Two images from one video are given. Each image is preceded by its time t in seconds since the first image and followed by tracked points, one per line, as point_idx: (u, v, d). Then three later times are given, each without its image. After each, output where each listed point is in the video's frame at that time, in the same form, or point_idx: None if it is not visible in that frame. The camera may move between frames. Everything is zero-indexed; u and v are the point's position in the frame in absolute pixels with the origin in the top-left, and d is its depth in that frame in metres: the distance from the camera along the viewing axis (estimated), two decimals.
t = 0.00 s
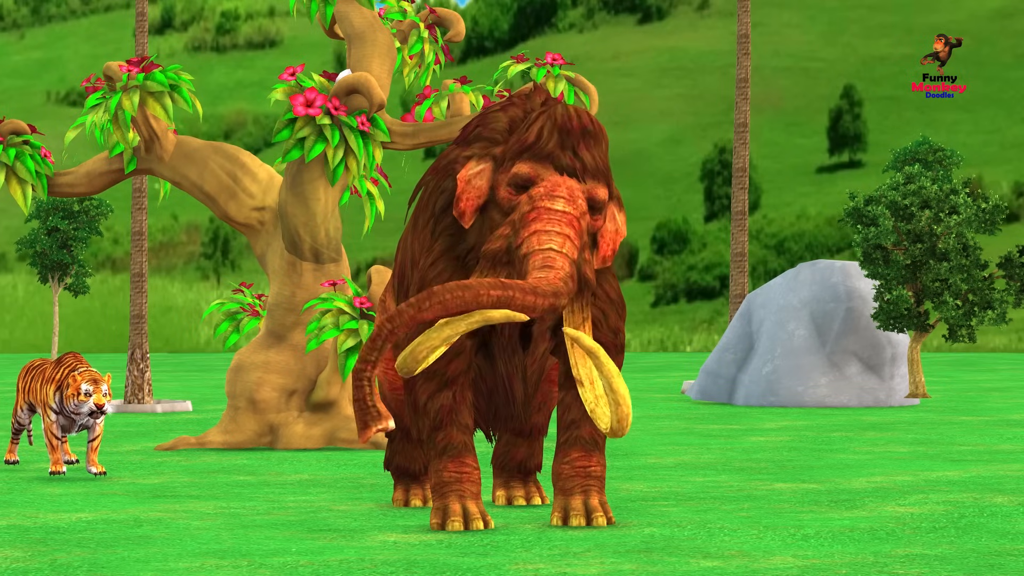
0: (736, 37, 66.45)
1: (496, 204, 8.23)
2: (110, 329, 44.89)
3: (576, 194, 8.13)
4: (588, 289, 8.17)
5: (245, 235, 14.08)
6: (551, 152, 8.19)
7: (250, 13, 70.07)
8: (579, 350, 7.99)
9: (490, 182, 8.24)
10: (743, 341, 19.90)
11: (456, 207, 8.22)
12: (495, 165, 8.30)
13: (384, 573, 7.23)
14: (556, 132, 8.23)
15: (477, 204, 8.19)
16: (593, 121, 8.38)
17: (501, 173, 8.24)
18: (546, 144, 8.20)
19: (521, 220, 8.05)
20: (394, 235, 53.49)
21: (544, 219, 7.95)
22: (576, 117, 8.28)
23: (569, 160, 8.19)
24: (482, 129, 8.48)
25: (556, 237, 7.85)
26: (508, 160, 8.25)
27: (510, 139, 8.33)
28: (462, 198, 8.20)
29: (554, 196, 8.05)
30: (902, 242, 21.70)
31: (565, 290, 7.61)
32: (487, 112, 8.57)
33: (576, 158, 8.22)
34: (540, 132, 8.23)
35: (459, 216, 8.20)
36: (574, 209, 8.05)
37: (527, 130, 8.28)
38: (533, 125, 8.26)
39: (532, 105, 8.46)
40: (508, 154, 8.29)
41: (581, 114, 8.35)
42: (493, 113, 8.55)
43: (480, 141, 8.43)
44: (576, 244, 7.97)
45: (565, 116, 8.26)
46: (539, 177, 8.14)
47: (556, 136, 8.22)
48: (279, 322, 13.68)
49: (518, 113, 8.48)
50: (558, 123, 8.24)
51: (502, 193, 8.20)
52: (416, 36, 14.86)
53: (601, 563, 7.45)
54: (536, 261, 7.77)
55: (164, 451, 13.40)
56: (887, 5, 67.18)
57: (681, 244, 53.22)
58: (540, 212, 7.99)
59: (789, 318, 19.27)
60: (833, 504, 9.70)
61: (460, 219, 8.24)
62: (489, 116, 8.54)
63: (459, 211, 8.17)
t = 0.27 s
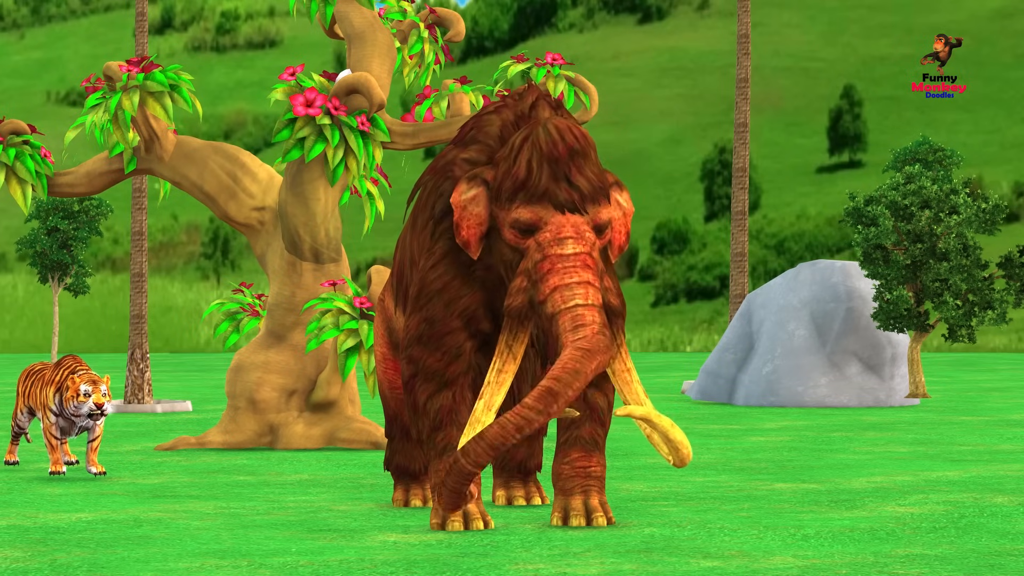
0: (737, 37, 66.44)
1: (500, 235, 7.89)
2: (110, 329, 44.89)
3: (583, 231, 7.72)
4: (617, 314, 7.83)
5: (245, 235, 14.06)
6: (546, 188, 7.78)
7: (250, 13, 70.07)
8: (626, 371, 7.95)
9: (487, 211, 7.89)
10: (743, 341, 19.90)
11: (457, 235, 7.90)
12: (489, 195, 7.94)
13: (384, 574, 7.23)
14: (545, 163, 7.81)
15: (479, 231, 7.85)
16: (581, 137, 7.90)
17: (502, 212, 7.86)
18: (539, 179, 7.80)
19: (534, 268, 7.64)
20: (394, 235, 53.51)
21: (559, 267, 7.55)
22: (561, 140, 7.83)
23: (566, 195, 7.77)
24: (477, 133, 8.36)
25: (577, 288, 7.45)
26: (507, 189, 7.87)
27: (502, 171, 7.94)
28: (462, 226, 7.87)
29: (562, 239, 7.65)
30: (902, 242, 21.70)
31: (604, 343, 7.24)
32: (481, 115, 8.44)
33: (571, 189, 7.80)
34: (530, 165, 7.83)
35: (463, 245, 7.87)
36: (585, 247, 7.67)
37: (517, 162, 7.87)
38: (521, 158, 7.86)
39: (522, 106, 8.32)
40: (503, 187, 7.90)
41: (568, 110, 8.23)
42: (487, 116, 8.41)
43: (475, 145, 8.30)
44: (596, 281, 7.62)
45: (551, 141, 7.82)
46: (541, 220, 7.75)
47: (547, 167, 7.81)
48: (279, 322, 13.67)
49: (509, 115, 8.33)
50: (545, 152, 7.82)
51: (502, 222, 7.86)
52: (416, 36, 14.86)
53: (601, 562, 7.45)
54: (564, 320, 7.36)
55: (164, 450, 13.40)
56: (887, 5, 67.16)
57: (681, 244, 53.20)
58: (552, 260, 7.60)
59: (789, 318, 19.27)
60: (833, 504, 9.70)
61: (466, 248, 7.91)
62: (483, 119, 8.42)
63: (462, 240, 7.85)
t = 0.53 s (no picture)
0: (737, 37, 66.39)
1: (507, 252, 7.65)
2: (110, 329, 44.89)
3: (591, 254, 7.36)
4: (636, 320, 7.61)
5: (245, 235, 14.05)
6: (549, 216, 7.47)
7: (250, 13, 70.08)
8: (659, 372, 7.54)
9: (491, 228, 7.68)
10: (743, 341, 19.89)
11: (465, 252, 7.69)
12: (492, 214, 7.71)
13: (384, 573, 7.23)
14: (545, 189, 7.53)
15: (487, 248, 7.65)
16: (574, 153, 7.64)
17: (511, 237, 7.57)
18: (540, 208, 7.49)
19: (551, 295, 7.27)
20: (394, 235, 53.53)
21: (577, 296, 7.16)
22: (556, 162, 7.57)
23: (571, 220, 7.43)
24: (473, 135, 8.33)
25: (600, 318, 7.04)
26: (507, 211, 7.60)
27: (501, 192, 7.69)
28: (468, 245, 7.66)
29: (575, 266, 7.28)
30: (902, 242, 21.69)
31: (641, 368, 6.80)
32: (474, 118, 8.42)
33: (575, 213, 7.45)
34: (529, 194, 7.55)
35: (472, 261, 7.66)
36: (598, 269, 7.29)
37: (515, 188, 7.61)
38: (519, 185, 7.59)
39: (514, 107, 8.33)
40: (505, 210, 7.64)
41: (555, 109, 8.34)
42: (481, 117, 8.40)
43: (471, 147, 8.28)
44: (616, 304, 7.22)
45: (545, 165, 7.58)
46: (550, 250, 7.42)
47: (546, 193, 7.51)
48: (279, 322, 13.67)
49: (501, 116, 8.32)
50: (541, 178, 7.55)
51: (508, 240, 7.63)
52: (416, 36, 14.86)
53: (601, 562, 7.45)
54: (591, 352, 6.93)
55: (164, 451, 13.40)
56: (887, 5, 67.17)
57: (681, 244, 53.19)
58: (569, 288, 7.22)
59: (789, 318, 19.27)
60: (833, 504, 9.70)
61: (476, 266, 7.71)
62: (477, 121, 8.39)
63: (471, 259, 7.64)
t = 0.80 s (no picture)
0: (737, 37, 66.39)
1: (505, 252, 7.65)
2: (110, 329, 44.88)
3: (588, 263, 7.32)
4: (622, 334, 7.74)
5: (245, 235, 14.05)
6: (552, 222, 7.44)
7: (250, 13, 70.06)
8: (634, 387, 7.75)
9: (489, 223, 7.69)
10: (743, 341, 19.89)
11: (461, 246, 7.72)
12: (491, 210, 7.71)
13: (384, 573, 7.23)
14: (551, 195, 7.51)
15: (483, 243, 7.67)
16: (584, 162, 7.63)
17: (508, 237, 7.56)
18: (545, 213, 7.47)
19: (543, 300, 7.25)
20: (394, 235, 53.53)
21: (570, 306, 7.13)
22: (565, 169, 7.57)
23: (573, 229, 7.40)
24: (471, 133, 8.33)
25: (586, 331, 7.03)
26: (506, 210, 7.61)
27: (504, 190, 7.68)
28: (466, 239, 7.68)
29: (571, 275, 7.25)
30: (902, 242, 21.69)
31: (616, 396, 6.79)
32: (474, 115, 8.42)
33: (578, 222, 7.42)
34: (534, 198, 7.53)
35: (467, 255, 7.69)
36: (595, 280, 7.26)
37: (521, 192, 7.59)
38: (524, 190, 7.57)
39: (515, 106, 8.34)
40: (506, 209, 7.62)
41: (557, 109, 8.36)
42: (480, 116, 8.39)
43: (469, 145, 8.27)
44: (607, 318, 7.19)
45: (555, 171, 7.57)
46: (548, 256, 7.38)
47: (552, 200, 7.49)
48: (279, 322, 13.67)
49: (501, 115, 8.32)
50: (550, 183, 7.54)
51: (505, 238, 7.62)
52: (416, 36, 14.86)
53: (601, 563, 7.44)
54: (571, 364, 6.95)
55: (163, 451, 13.40)
56: (887, 5, 67.16)
57: (681, 244, 53.19)
58: (562, 296, 7.19)
59: (789, 318, 19.28)
60: (833, 504, 9.70)
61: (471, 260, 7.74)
62: (477, 119, 8.38)
63: (466, 252, 7.66)
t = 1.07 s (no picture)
0: (737, 37, 66.39)
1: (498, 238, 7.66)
2: (110, 329, 44.89)
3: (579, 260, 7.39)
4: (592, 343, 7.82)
5: (245, 235, 14.05)
6: (553, 214, 7.43)
7: (250, 13, 70.04)
8: (587, 398, 7.88)
9: (486, 206, 7.69)
10: (743, 341, 19.89)
11: (453, 224, 7.72)
12: (492, 192, 7.70)
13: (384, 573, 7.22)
14: (558, 187, 7.46)
15: (475, 224, 7.67)
16: (598, 163, 7.55)
17: (502, 219, 7.58)
18: (548, 203, 7.45)
19: (528, 289, 7.33)
20: (394, 235, 53.54)
21: (549, 300, 7.25)
22: (577, 164, 7.49)
23: (572, 226, 7.41)
24: (478, 126, 8.31)
25: (559, 328, 7.17)
26: (504, 197, 7.61)
27: (508, 176, 7.65)
28: (457, 216, 7.69)
29: (559, 270, 7.33)
30: (902, 242, 21.68)
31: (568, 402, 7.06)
32: (481, 109, 8.41)
33: (578, 220, 7.44)
34: (541, 185, 7.48)
35: (457, 234, 7.69)
36: (580, 281, 7.34)
37: (527, 177, 7.55)
38: (532, 176, 7.52)
39: (525, 103, 8.33)
40: (507, 191, 7.62)
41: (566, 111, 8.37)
42: (488, 111, 8.37)
43: (473, 141, 8.26)
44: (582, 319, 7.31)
45: (567, 165, 7.49)
46: (542, 245, 7.42)
47: (558, 191, 7.46)
48: (279, 322, 13.66)
49: (509, 111, 8.32)
50: (559, 175, 7.48)
51: (498, 223, 7.64)
52: (416, 36, 14.85)
53: (601, 562, 7.44)
54: (536, 356, 7.12)
55: (163, 451, 13.39)
56: (887, 5, 67.15)
57: (681, 244, 53.19)
58: (546, 288, 7.29)
59: (789, 318, 19.27)
60: (833, 504, 9.70)
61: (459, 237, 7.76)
62: (486, 113, 8.36)
63: (458, 230, 7.67)
